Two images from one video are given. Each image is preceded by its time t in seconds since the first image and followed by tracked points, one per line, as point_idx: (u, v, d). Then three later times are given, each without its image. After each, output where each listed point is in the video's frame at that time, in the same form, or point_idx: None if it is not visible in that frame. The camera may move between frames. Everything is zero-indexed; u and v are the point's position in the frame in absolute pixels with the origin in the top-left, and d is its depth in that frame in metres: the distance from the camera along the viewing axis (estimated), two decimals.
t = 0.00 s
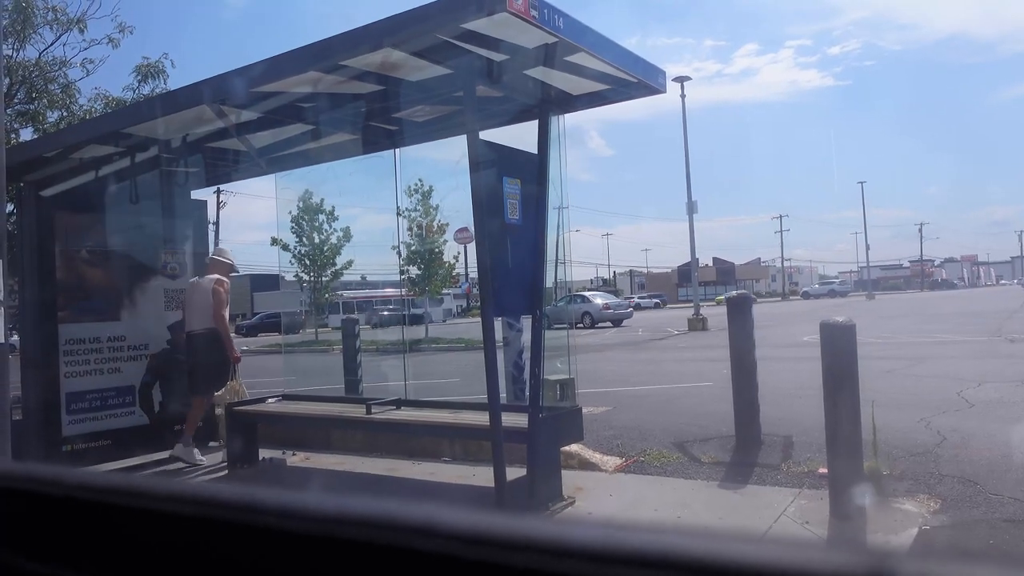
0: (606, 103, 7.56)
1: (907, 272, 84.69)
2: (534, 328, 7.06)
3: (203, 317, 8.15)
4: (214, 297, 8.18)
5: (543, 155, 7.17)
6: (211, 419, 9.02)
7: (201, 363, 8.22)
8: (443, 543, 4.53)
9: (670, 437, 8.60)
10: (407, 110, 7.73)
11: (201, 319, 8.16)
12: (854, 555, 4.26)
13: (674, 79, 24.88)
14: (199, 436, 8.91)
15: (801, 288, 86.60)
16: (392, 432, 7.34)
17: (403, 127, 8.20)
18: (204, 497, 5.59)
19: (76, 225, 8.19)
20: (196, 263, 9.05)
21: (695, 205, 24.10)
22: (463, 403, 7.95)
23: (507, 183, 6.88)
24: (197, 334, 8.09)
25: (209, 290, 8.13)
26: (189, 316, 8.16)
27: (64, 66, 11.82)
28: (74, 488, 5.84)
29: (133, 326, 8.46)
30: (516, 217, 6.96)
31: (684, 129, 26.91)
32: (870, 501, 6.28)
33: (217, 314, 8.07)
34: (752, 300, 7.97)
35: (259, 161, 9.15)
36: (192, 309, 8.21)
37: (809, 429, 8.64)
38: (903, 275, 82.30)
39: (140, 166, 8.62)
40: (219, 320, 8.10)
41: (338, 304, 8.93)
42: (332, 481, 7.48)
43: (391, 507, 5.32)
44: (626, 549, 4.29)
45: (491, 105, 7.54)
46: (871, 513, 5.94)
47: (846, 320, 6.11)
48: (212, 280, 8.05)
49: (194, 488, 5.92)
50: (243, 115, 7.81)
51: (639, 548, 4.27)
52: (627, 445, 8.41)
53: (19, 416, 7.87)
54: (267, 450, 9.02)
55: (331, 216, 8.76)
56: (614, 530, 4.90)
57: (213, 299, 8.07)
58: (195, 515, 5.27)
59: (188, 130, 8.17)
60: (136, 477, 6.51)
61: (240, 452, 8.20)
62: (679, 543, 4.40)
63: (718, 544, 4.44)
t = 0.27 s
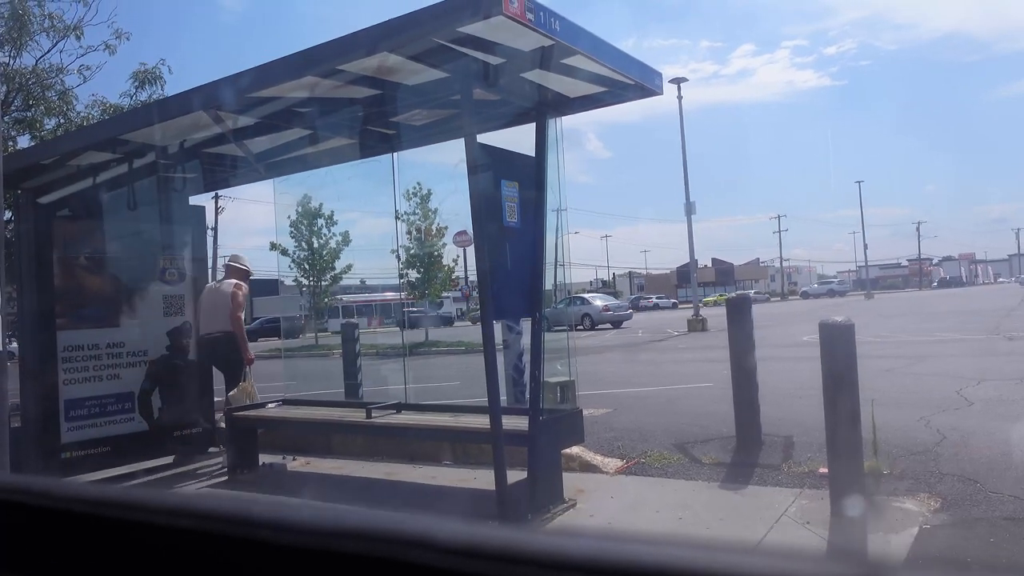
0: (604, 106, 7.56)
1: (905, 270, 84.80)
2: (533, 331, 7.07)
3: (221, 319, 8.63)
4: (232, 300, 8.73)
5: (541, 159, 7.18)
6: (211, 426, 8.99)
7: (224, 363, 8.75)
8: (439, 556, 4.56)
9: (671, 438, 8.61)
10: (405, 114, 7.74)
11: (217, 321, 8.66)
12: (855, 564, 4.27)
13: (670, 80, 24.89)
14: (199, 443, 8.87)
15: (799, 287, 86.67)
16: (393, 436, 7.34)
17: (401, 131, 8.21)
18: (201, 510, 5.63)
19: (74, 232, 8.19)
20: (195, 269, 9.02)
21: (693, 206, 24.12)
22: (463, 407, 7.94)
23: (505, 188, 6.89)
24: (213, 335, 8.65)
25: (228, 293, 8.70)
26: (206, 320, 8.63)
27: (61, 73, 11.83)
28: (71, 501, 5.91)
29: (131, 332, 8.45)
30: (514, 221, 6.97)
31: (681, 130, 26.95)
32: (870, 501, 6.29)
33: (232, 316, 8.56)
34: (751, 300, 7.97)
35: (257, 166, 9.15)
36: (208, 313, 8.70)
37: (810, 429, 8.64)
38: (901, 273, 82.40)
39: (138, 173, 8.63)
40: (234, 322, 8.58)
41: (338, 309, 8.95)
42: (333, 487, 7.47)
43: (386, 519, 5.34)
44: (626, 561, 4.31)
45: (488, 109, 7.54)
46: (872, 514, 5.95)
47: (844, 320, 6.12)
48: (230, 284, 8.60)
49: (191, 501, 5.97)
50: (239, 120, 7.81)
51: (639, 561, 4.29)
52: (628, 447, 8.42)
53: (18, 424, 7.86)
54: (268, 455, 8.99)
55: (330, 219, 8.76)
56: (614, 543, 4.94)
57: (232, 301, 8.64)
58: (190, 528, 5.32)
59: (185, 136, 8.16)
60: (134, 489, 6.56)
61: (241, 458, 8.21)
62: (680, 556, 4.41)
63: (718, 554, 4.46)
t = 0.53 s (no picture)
0: (596, 114, 7.57)
1: (899, 273, 84.98)
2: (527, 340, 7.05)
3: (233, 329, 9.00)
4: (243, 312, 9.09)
5: (534, 168, 7.19)
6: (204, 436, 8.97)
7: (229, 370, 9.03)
8: None
9: (665, 447, 8.60)
10: (398, 124, 7.74)
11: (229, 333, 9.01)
12: None
13: (663, 86, 24.93)
14: (192, 455, 8.84)
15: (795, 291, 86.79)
16: (387, 446, 7.33)
17: (394, 140, 8.20)
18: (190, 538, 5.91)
19: (66, 243, 8.19)
20: (188, 279, 9.01)
21: (686, 212, 24.14)
22: (456, 416, 7.95)
23: (498, 197, 6.89)
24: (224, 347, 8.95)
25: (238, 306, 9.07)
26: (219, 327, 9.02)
27: (53, 84, 11.81)
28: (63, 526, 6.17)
29: (124, 344, 8.43)
30: (507, 230, 6.98)
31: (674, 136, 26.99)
32: (864, 508, 6.29)
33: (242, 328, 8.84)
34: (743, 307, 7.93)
35: (250, 175, 9.14)
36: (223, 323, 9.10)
37: (803, 436, 8.64)
38: (895, 276, 82.55)
39: (131, 183, 8.62)
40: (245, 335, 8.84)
41: (333, 318, 8.99)
42: (327, 498, 7.46)
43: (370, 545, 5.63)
44: None
45: (481, 118, 7.54)
46: (865, 522, 5.96)
47: (837, 329, 6.13)
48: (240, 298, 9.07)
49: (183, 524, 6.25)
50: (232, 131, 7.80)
51: None
52: (622, 455, 8.41)
53: (11, 436, 7.90)
54: (261, 467, 8.92)
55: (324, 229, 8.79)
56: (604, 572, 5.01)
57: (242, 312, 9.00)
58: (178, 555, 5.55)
59: (178, 146, 8.15)
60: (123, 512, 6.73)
61: (235, 469, 8.19)
62: None
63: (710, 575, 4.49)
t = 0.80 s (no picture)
0: (590, 123, 7.57)
1: (894, 279, 85.17)
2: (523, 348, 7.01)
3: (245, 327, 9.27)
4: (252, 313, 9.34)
5: (529, 176, 7.18)
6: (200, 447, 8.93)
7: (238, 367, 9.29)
8: None
9: (661, 455, 8.59)
10: (393, 133, 7.74)
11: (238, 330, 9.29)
12: None
13: (657, 95, 25.01)
14: (187, 467, 8.81)
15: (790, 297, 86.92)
16: (384, 456, 7.30)
17: (388, 150, 8.20)
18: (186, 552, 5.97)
19: (60, 255, 8.17)
20: (183, 290, 8.99)
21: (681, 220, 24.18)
22: (453, 425, 7.92)
23: (493, 206, 6.88)
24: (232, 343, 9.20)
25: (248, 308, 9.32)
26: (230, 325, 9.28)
27: (47, 95, 11.81)
28: (51, 536, 6.16)
29: (119, 355, 8.40)
30: (502, 239, 6.96)
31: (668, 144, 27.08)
32: (861, 515, 6.28)
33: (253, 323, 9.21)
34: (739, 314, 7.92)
35: (245, 185, 9.14)
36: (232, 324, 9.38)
37: (799, 442, 8.64)
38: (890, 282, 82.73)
39: (125, 194, 8.60)
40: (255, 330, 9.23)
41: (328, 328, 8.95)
42: (323, 508, 7.42)
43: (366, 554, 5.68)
44: None
45: (475, 127, 7.54)
46: (863, 529, 5.94)
47: (832, 335, 6.13)
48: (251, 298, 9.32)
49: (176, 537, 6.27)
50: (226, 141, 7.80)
51: None
52: (618, 464, 8.40)
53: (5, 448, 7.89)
54: (257, 478, 8.87)
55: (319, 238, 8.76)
56: None
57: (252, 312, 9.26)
58: (167, 565, 5.53)
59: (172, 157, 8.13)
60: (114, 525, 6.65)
61: (230, 480, 8.14)
62: None
63: None
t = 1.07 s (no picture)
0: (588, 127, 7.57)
1: (892, 284, 85.23)
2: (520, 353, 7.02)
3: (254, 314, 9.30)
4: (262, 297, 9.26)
5: (527, 181, 7.18)
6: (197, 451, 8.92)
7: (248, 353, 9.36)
8: None
9: (659, 459, 8.58)
10: (391, 138, 7.73)
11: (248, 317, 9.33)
12: None
13: (655, 100, 25.04)
14: (185, 471, 8.78)
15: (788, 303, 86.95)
16: (381, 461, 7.29)
17: (386, 154, 8.20)
18: (176, 555, 5.92)
19: (59, 259, 8.15)
20: (180, 294, 8.97)
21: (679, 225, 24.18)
22: (450, 430, 7.90)
23: (490, 210, 6.88)
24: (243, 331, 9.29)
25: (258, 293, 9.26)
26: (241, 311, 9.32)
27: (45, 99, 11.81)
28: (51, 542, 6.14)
29: (116, 359, 8.38)
30: (500, 243, 6.96)
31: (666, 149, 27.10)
32: (860, 520, 6.27)
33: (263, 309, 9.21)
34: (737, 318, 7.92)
35: (242, 190, 9.13)
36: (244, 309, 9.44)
37: (798, 447, 8.63)
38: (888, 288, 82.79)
39: (123, 197, 8.60)
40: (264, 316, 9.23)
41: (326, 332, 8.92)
42: (321, 514, 7.40)
43: (359, 557, 5.67)
44: None
45: (473, 132, 7.54)
46: (862, 534, 5.93)
47: (830, 340, 6.12)
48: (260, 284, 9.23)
49: (169, 539, 6.26)
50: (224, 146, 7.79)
51: None
52: (617, 468, 8.39)
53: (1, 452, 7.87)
54: (255, 482, 8.88)
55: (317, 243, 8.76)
56: None
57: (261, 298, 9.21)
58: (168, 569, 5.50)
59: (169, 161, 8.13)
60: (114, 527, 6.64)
61: (228, 485, 8.13)
62: None
63: None
